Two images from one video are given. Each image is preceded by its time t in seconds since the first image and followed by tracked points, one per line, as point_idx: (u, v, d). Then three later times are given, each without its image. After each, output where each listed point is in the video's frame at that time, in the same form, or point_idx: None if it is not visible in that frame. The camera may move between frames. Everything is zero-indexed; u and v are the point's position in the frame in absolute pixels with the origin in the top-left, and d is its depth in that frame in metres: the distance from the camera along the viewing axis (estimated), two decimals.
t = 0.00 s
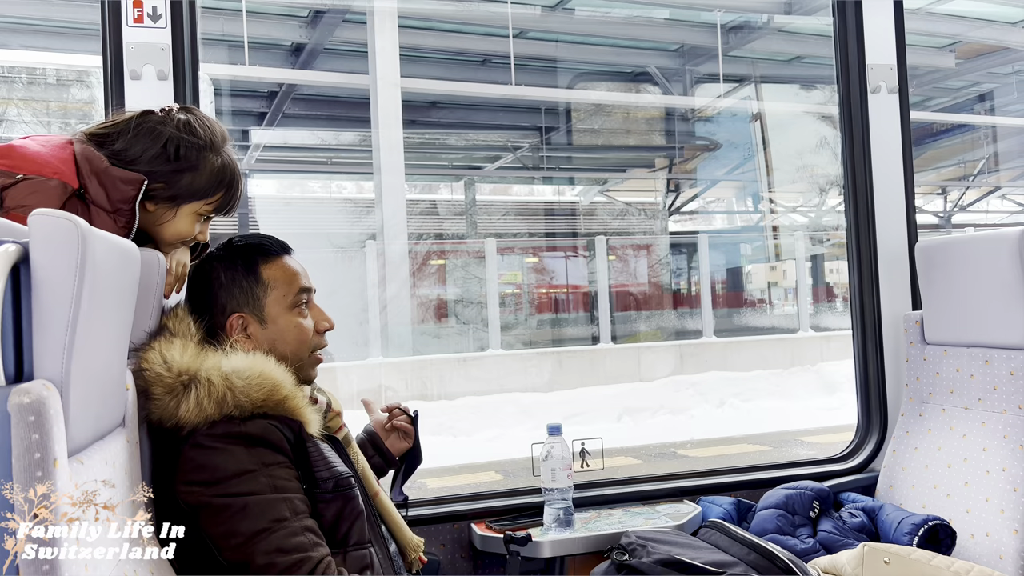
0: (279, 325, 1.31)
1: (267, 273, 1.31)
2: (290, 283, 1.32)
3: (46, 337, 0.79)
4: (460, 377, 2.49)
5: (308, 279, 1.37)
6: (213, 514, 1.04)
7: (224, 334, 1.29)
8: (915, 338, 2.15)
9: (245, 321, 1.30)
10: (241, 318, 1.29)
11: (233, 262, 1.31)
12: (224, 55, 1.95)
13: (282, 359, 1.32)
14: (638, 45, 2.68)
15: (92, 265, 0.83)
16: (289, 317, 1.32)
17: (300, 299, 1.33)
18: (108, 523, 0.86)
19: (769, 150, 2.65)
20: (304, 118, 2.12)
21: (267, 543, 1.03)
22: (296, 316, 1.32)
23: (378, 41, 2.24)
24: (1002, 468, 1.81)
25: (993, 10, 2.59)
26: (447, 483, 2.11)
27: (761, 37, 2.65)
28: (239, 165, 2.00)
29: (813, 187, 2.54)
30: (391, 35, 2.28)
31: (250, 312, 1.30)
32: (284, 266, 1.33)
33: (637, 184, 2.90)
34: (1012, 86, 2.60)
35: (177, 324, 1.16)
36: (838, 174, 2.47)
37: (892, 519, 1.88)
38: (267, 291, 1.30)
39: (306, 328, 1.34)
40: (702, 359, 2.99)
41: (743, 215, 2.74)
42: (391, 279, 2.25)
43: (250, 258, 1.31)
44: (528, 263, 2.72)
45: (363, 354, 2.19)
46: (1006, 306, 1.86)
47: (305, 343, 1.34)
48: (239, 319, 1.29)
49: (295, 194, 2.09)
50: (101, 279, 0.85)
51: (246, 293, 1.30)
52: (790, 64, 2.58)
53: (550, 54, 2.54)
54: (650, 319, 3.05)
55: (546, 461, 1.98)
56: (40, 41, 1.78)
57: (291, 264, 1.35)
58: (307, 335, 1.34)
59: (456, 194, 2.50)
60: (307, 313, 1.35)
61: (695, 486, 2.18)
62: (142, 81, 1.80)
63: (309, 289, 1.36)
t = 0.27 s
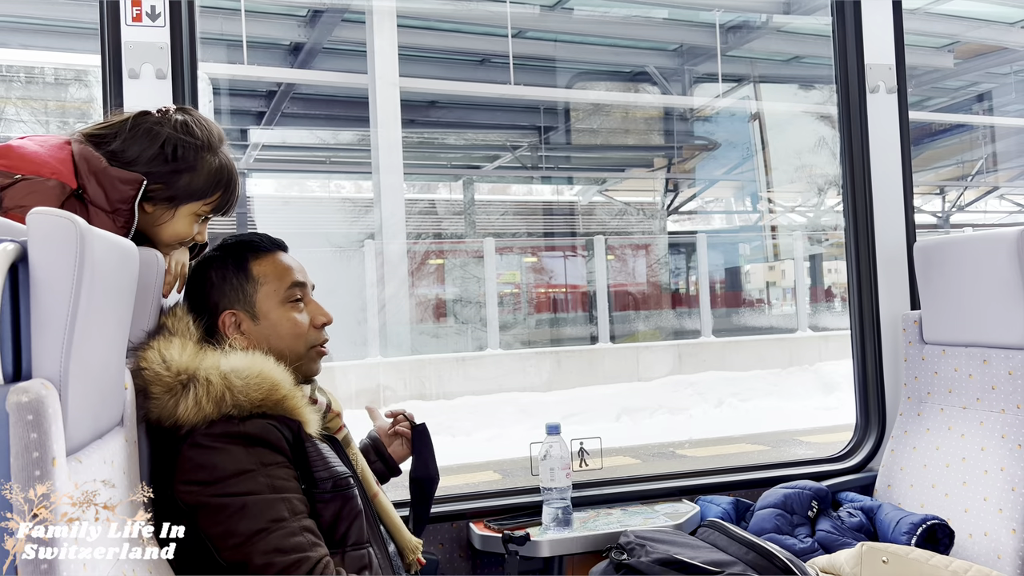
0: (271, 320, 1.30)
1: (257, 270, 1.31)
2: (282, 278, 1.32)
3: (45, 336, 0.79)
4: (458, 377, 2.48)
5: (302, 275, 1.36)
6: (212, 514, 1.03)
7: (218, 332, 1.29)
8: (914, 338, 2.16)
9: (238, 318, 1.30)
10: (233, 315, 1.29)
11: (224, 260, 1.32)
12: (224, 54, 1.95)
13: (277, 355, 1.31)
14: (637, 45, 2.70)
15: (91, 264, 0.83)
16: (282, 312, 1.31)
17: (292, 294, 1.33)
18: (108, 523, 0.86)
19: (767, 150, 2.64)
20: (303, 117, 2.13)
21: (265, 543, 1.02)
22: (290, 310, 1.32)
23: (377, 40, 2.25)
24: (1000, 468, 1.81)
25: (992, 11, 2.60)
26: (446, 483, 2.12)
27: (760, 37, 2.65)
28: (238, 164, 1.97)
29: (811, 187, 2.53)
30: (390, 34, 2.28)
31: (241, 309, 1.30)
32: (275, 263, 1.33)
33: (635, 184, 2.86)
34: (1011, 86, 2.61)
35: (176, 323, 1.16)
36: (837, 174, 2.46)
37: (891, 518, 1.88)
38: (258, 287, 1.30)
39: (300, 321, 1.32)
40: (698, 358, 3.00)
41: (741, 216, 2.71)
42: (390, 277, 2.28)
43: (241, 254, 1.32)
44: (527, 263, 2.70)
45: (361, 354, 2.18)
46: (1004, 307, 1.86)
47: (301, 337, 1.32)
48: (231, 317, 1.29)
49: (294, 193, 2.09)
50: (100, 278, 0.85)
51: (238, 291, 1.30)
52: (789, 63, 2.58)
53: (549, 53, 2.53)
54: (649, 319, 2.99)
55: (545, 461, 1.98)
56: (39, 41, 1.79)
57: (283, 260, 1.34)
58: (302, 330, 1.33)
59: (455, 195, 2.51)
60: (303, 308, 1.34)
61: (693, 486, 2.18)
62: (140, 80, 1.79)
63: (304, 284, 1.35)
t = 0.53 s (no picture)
0: (253, 318, 1.30)
1: (239, 269, 1.31)
2: (264, 276, 1.31)
3: (42, 336, 0.79)
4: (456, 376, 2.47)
5: (289, 274, 1.34)
6: (209, 514, 1.03)
7: (202, 330, 1.30)
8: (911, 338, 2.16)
9: (219, 318, 1.30)
10: (215, 314, 1.30)
11: (210, 260, 1.32)
12: (221, 54, 1.95)
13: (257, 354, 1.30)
14: (636, 44, 2.67)
15: (88, 263, 0.82)
16: (264, 310, 1.31)
17: (275, 294, 1.31)
18: (108, 523, 0.87)
19: (765, 149, 2.65)
20: (301, 117, 2.13)
21: (262, 543, 1.02)
22: (271, 310, 1.31)
23: (375, 39, 2.24)
24: (997, 468, 1.81)
25: (991, 11, 2.60)
26: (444, 483, 2.12)
27: (759, 36, 2.64)
28: (237, 163, 1.99)
29: (809, 187, 2.54)
30: (389, 33, 2.27)
31: (223, 308, 1.30)
32: (261, 262, 1.33)
33: (633, 184, 2.76)
34: (1010, 86, 2.61)
35: (172, 323, 1.16)
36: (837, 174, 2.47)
37: (889, 518, 1.89)
38: (237, 286, 1.30)
39: (281, 320, 1.31)
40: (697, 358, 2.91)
41: (739, 215, 2.67)
42: (389, 277, 2.26)
43: (226, 252, 1.32)
44: (526, 263, 2.70)
45: (359, 354, 2.19)
46: (1002, 307, 1.86)
47: (281, 337, 1.31)
48: (214, 316, 1.30)
49: (292, 193, 2.08)
50: (96, 277, 0.85)
51: (221, 289, 1.30)
52: (787, 63, 2.57)
53: (548, 53, 2.53)
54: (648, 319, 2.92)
55: (543, 461, 1.99)
56: (37, 40, 1.79)
57: (268, 259, 1.34)
58: (283, 330, 1.31)
59: (453, 194, 2.47)
60: (287, 308, 1.32)
61: (691, 486, 2.18)
62: (138, 79, 1.79)
63: (290, 284, 1.33)
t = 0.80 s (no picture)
0: (269, 323, 1.31)
1: (254, 273, 1.31)
2: (280, 282, 1.32)
3: (39, 335, 0.79)
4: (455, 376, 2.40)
5: (299, 277, 1.36)
6: (207, 514, 1.03)
7: (213, 332, 1.28)
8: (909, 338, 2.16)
9: (233, 321, 1.29)
10: (229, 317, 1.29)
11: (221, 261, 1.31)
12: (219, 53, 2.00)
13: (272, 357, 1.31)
14: (633, 44, 2.59)
15: (86, 262, 0.82)
16: (278, 315, 1.31)
17: (290, 298, 1.33)
18: (108, 523, 0.88)
19: (764, 150, 2.61)
20: (300, 116, 2.12)
21: (261, 543, 1.02)
22: (286, 314, 1.32)
23: (375, 39, 2.25)
24: (995, 468, 1.82)
25: (990, 11, 2.60)
26: (442, 483, 2.12)
27: (758, 36, 2.61)
28: (234, 162, 2.02)
29: (808, 187, 2.60)
30: (387, 33, 2.27)
31: (237, 312, 1.29)
32: (273, 265, 1.33)
33: (632, 184, 2.65)
34: (1008, 87, 2.61)
35: (171, 324, 1.16)
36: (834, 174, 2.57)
37: (886, 518, 1.89)
38: (254, 290, 1.30)
39: (295, 324, 1.33)
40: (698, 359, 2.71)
41: (738, 215, 2.63)
42: (387, 277, 2.26)
43: (240, 257, 1.31)
44: (524, 262, 2.54)
45: (357, 353, 2.21)
46: (999, 308, 1.86)
47: (296, 341, 1.33)
48: (228, 319, 1.29)
49: (290, 193, 2.09)
50: (94, 276, 0.85)
51: (234, 292, 1.30)
52: (786, 64, 2.60)
53: (547, 53, 2.50)
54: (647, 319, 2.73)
55: (541, 461, 2.00)
56: (35, 39, 1.80)
57: (280, 262, 1.34)
58: (298, 334, 1.33)
59: (451, 194, 2.42)
60: (300, 311, 1.34)
61: (688, 486, 2.19)
62: (136, 78, 1.83)
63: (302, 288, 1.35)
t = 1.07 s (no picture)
0: (264, 326, 1.30)
1: (248, 276, 1.30)
2: (274, 283, 1.31)
3: (38, 336, 0.79)
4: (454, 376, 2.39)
5: (294, 277, 1.35)
6: (206, 516, 1.03)
7: (209, 337, 1.29)
8: (908, 338, 2.16)
9: (228, 325, 1.29)
10: (224, 322, 1.29)
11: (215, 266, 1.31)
12: (218, 52, 1.99)
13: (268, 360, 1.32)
14: (632, 44, 2.61)
15: (85, 262, 0.82)
16: (274, 318, 1.31)
17: (284, 300, 1.32)
18: (107, 522, 0.88)
19: (762, 150, 2.63)
20: (298, 116, 2.12)
21: (259, 545, 1.02)
22: (280, 317, 1.31)
23: (374, 39, 2.24)
24: (993, 469, 1.82)
25: (989, 12, 2.60)
26: (440, 483, 2.12)
27: (756, 37, 2.62)
28: (233, 162, 2.01)
29: (806, 188, 2.58)
30: (386, 33, 2.26)
31: (232, 316, 1.29)
32: (267, 266, 1.32)
33: (630, 184, 2.69)
34: (1006, 87, 2.61)
35: (169, 325, 1.16)
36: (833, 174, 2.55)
37: (884, 519, 1.89)
38: (248, 294, 1.30)
39: (291, 326, 1.33)
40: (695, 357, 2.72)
41: (736, 216, 2.63)
42: (386, 276, 2.25)
43: (233, 261, 1.30)
44: (523, 262, 2.58)
45: (356, 354, 2.19)
46: (998, 309, 1.86)
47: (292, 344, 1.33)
48: (223, 323, 1.29)
49: (289, 192, 2.08)
50: (93, 277, 0.85)
51: (229, 296, 1.29)
52: (784, 64, 2.59)
53: (545, 53, 2.51)
54: (646, 318, 2.74)
55: (540, 461, 2.00)
56: (33, 38, 1.79)
57: (274, 264, 1.33)
58: (294, 336, 1.33)
59: (450, 194, 2.40)
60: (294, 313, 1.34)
61: (687, 486, 2.19)
62: (135, 78, 1.83)
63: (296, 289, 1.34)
